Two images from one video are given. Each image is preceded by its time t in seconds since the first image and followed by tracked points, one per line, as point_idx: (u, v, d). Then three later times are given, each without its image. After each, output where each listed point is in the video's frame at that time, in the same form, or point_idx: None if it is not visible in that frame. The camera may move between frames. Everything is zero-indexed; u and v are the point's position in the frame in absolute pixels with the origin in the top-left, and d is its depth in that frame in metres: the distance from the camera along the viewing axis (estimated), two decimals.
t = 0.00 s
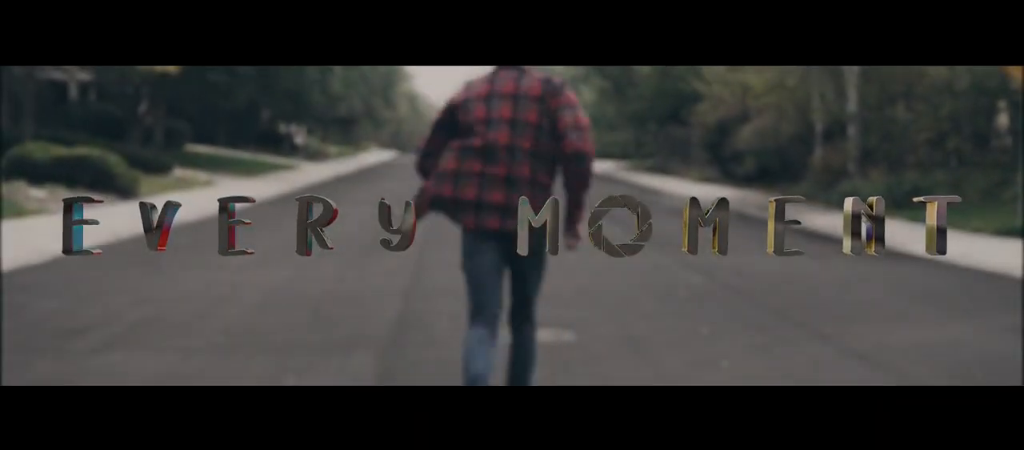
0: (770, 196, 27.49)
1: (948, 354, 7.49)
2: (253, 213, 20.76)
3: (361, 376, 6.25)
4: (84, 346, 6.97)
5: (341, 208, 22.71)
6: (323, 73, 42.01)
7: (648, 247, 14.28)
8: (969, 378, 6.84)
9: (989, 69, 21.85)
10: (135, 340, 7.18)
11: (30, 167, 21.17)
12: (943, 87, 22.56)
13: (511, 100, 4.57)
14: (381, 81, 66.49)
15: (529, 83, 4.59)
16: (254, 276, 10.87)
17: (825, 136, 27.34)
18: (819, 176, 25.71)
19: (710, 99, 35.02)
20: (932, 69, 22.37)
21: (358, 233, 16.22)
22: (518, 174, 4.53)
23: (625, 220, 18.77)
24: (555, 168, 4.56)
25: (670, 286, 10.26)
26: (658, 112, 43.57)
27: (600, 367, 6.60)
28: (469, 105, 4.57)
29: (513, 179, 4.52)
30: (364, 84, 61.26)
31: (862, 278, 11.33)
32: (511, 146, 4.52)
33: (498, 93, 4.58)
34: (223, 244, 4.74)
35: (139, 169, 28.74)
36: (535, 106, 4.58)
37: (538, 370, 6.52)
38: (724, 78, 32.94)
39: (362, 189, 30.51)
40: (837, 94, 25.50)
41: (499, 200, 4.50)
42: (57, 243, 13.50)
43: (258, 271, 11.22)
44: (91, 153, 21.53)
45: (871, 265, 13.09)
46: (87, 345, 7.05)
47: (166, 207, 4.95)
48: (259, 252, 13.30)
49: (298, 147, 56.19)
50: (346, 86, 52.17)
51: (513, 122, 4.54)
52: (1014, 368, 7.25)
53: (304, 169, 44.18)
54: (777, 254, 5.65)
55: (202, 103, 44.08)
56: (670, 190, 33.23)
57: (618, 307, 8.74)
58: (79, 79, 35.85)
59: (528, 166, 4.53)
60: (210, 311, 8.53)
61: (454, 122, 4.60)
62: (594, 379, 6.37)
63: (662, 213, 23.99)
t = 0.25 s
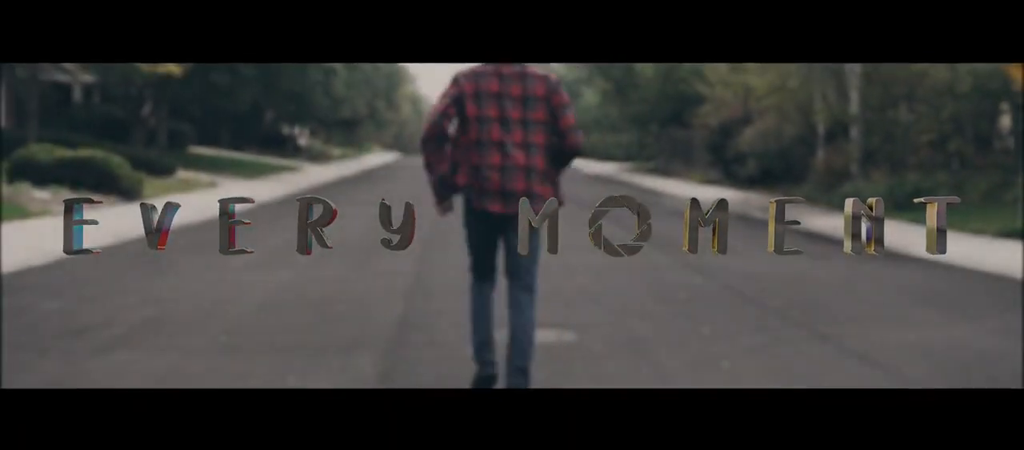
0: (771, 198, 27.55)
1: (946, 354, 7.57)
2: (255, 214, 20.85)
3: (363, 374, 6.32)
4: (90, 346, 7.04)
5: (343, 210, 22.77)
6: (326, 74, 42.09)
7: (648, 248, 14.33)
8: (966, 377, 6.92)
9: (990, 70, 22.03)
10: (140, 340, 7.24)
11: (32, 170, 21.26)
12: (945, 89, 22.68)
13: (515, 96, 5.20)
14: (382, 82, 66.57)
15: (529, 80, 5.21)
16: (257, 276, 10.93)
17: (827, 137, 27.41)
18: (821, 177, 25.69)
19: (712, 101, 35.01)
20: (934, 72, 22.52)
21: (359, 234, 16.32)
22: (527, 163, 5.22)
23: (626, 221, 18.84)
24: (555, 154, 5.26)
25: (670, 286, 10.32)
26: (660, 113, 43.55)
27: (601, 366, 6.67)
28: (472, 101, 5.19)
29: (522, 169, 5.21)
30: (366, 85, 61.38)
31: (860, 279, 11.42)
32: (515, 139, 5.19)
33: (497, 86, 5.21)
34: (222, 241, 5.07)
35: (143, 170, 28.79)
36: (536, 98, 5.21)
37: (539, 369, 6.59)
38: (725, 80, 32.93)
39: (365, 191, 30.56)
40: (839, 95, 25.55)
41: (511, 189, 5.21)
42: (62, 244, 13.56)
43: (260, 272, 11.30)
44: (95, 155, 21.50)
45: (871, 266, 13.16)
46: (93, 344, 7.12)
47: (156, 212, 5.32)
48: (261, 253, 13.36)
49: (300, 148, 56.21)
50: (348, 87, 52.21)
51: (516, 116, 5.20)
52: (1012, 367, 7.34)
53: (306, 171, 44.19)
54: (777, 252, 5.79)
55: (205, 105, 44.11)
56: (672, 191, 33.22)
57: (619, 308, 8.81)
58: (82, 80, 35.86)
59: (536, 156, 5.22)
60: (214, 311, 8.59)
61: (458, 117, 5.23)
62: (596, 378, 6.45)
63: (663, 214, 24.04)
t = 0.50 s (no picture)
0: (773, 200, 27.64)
1: (946, 355, 7.62)
2: (259, 216, 20.95)
3: (367, 375, 6.38)
4: (95, 347, 7.11)
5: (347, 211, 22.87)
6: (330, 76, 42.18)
7: (650, 250, 14.41)
8: (965, 379, 6.96)
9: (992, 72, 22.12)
10: (144, 340, 7.31)
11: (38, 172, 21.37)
12: (947, 91, 22.74)
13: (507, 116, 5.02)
14: (386, 83, 66.71)
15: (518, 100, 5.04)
16: (262, 277, 11.01)
17: (829, 139, 27.47)
18: (824, 178, 25.82)
19: (716, 103, 35.14)
20: (936, 74, 22.60)
21: (363, 235, 16.40)
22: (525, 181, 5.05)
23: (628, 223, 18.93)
24: (550, 169, 5.09)
25: (673, 288, 10.39)
26: (664, 115, 43.65)
27: (602, 367, 6.73)
28: (462, 122, 5.03)
29: (517, 188, 5.06)
30: (370, 87, 61.51)
31: (862, 281, 11.46)
32: (510, 158, 5.02)
33: (487, 109, 5.04)
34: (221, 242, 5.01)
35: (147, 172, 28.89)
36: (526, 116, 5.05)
37: (541, 370, 6.65)
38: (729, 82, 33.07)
39: (369, 193, 30.66)
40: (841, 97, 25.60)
41: (507, 207, 5.07)
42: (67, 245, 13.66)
43: (263, 273, 11.36)
44: (100, 157, 21.60)
45: (873, 267, 13.20)
46: (98, 345, 7.18)
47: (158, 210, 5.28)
48: (266, 255, 13.46)
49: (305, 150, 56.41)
50: (352, 88, 52.35)
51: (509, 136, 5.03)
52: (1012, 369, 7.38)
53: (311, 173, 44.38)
54: (777, 252, 5.81)
55: (210, 107, 44.28)
56: (676, 193, 33.34)
57: (621, 309, 8.86)
58: (87, 82, 35.96)
59: (532, 173, 5.05)
60: (218, 311, 8.67)
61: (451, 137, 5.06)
62: (600, 378, 6.50)
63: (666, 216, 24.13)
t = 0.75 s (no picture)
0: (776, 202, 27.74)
1: (945, 354, 7.71)
2: (264, 217, 21.09)
3: (373, 374, 6.49)
4: (106, 345, 7.23)
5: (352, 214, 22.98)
6: (334, 79, 42.33)
7: (653, 252, 14.51)
8: (964, 377, 7.06)
9: (994, 73, 22.04)
10: (154, 339, 7.43)
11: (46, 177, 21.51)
12: (949, 93, 22.75)
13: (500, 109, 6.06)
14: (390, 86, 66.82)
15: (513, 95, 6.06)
16: (267, 279, 11.11)
17: (833, 142, 27.57)
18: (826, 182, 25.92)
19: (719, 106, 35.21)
20: (939, 77, 22.62)
21: (368, 237, 16.52)
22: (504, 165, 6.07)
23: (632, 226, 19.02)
24: (530, 161, 6.08)
25: (675, 289, 10.48)
26: (668, 118, 43.70)
27: (604, 366, 6.84)
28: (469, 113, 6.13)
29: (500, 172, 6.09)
30: (375, 89, 61.65)
31: (862, 281, 11.58)
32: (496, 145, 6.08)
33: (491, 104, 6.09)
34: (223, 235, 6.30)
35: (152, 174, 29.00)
36: (516, 108, 6.05)
37: (545, 368, 6.76)
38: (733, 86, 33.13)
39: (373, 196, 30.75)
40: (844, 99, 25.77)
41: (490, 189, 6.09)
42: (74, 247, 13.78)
43: (269, 274, 11.49)
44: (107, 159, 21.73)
45: (873, 269, 13.30)
46: (108, 344, 7.30)
47: (165, 207, 6.74)
48: (271, 256, 13.56)
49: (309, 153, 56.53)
50: (357, 91, 52.49)
51: (499, 127, 6.06)
52: (1009, 367, 7.47)
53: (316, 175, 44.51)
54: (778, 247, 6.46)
55: (215, 110, 44.41)
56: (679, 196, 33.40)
57: (624, 310, 8.97)
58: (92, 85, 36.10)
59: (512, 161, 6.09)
60: (226, 311, 8.79)
61: (452, 123, 6.15)
62: (603, 376, 6.62)
63: (669, 217, 24.22)
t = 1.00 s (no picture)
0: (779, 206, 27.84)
1: (941, 356, 7.80)
2: (269, 220, 21.24)
3: (377, 374, 6.61)
4: (116, 346, 7.36)
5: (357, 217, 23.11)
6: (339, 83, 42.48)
7: (657, 255, 14.64)
8: (960, 378, 7.15)
9: (996, 77, 21.66)
10: (162, 340, 7.56)
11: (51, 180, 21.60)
12: (951, 98, 22.79)
13: (507, 136, 7.18)
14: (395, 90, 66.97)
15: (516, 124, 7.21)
16: (273, 281, 11.24)
17: (836, 147, 27.68)
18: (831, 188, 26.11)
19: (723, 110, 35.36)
20: (943, 82, 22.66)
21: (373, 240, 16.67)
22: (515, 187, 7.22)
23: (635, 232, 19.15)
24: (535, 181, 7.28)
25: (678, 292, 10.61)
26: (673, 122, 43.85)
27: (605, 367, 6.96)
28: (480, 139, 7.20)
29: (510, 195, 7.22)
30: (379, 93, 61.80)
31: (862, 285, 11.68)
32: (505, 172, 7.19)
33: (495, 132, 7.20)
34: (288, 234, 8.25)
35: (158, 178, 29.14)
36: (522, 137, 7.21)
37: (546, 369, 6.89)
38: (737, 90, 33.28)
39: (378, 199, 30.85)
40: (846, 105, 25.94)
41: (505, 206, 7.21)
42: (82, 251, 13.91)
43: (276, 277, 11.63)
44: (114, 163, 21.88)
45: (873, 272, 13.42)
46: (118, 344, 7.43)
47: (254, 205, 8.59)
48: (279, 258, 13.73)
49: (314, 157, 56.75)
50: (362, 95, 52.63)
51: (506, 153, 7.19)
52: (1004, 369, 7.56)
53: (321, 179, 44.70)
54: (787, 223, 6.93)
55: (221, 114, 44.56)
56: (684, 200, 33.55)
57: (624, 312, 9.08)
58: (98, 90, 36.22)
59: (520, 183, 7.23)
60: (233, 312, 8.93)
61: (470, 149, 7.20)
62: (603, 376, 6.74)
63: (672, 221, 24.34)
